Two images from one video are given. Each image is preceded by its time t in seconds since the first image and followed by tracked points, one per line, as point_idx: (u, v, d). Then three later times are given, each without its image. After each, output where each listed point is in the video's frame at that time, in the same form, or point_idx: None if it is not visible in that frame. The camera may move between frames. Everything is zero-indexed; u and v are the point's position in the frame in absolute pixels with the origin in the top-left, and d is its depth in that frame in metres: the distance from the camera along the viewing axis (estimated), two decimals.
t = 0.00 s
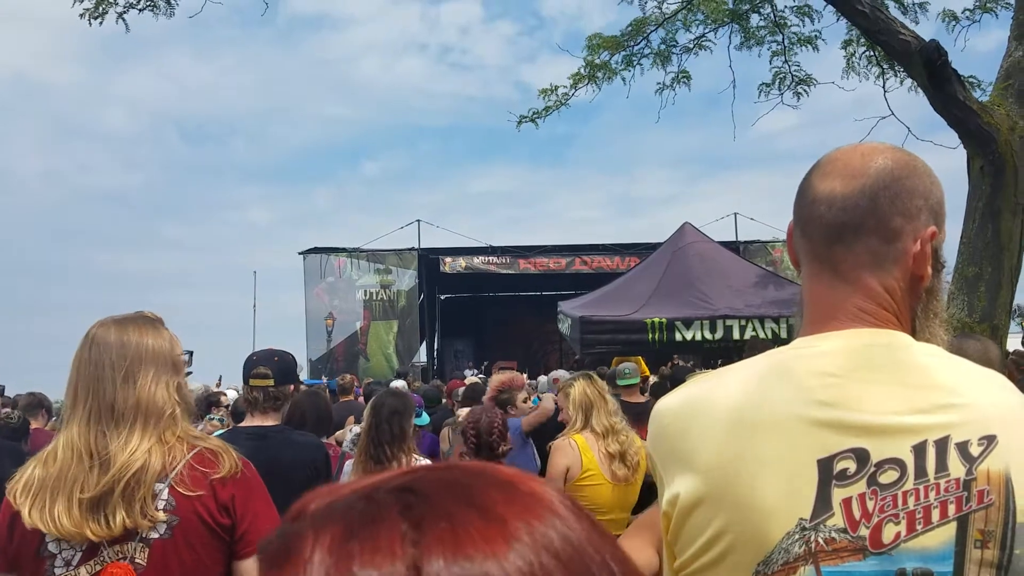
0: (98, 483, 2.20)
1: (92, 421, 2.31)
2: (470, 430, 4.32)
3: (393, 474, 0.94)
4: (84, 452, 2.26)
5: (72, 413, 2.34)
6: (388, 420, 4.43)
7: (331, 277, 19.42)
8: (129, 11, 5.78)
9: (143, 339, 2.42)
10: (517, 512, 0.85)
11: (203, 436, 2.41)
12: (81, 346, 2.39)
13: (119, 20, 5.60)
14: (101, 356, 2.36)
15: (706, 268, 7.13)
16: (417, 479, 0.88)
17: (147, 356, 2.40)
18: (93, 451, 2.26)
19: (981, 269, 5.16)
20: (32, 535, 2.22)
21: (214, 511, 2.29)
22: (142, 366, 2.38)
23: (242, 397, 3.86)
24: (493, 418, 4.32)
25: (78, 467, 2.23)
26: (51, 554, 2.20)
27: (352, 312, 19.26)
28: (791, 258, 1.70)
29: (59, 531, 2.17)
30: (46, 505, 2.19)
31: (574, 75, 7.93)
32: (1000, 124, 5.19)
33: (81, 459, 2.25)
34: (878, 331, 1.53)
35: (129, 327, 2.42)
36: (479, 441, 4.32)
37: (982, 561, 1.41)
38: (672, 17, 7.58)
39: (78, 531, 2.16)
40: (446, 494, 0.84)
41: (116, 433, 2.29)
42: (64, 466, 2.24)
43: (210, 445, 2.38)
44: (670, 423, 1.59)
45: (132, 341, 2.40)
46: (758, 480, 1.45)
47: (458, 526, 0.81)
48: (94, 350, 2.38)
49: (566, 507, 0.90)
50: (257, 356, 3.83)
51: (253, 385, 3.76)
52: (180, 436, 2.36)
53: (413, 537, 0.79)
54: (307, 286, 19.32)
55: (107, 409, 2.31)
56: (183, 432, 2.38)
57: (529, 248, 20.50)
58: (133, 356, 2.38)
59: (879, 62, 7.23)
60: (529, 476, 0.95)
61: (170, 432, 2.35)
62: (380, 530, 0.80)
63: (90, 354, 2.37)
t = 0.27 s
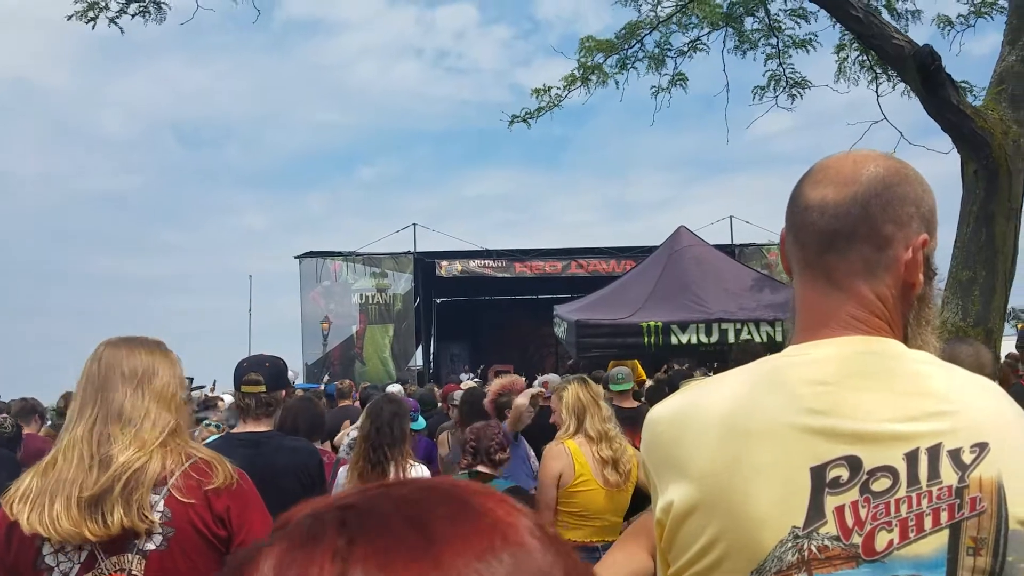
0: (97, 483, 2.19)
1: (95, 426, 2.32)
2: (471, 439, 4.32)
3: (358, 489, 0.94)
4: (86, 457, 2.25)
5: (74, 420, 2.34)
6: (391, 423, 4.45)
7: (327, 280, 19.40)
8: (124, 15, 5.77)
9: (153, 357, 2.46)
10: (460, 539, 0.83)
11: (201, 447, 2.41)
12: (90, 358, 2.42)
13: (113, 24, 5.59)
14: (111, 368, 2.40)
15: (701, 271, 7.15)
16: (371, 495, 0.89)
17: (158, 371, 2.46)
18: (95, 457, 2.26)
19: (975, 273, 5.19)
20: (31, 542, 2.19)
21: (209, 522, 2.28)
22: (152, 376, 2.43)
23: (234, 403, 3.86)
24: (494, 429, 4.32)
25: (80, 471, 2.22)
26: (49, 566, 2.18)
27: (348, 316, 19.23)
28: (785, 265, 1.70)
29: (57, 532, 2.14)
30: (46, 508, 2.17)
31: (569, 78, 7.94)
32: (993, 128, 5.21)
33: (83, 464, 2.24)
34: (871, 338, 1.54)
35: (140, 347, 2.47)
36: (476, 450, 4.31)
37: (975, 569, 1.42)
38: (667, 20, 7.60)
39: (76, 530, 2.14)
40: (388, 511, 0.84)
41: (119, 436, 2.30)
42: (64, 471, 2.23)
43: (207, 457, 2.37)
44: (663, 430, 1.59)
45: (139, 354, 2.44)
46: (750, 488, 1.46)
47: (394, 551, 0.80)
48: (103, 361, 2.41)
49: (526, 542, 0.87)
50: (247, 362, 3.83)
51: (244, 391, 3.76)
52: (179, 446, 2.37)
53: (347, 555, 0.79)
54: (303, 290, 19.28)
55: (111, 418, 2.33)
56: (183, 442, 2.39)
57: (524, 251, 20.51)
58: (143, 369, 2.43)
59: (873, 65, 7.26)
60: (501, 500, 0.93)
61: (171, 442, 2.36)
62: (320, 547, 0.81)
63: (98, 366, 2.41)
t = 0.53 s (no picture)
0: (91, 497, 2.19)
1: (88, 435, 2.30)
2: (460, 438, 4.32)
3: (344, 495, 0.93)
4: (77, 465, 2.25)
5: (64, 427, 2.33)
6: (385, 422, 4.46)
7: (320, 282, 19.36)
8: (116, 17, 5.77)
9: (141, 348, 2.41)
10: (439, 549, 0.83)
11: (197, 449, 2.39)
12: (79, 355, 2.38)
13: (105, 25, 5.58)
14: (101, 370, 2.35)
15: (693, 274, 7.17)
16: (353, 501, 0.88)
17: (149, 370, 2.40)
18: (85, 465, 2.25)
19: (965, 276, 5.22)
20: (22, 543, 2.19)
21: (204, 521, 2.26)
22: (145, 378, 2.39)
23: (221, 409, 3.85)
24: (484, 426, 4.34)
25: (70, 480, 2.22)
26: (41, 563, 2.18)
27: (341, 318, 19.19)
28: (772, 271, 1.71)
29: (49, 548, 2.16)
30: (35, 520, 2.18)
31: (561, 81, 7.96)
32: (982, 132, 5.24)
33: (73, 473, 2.24)
34: (858, 343, 1.55)
35: (126, 337, 2.41)
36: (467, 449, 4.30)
37: (963, 572, 1.42)
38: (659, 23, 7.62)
39: (66, 546, 2.15)
40: (371, 515, 0.84)
41: (114, 446, 2.29)
42: (54, 479, 2.23)
43: (203, 457, 2.36)
44: (651, 435, 1.59)
45: (130, 349, 2.39)
46: (737, 492, 1.46)
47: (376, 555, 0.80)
48: (91, 359, 2.37)
49: (508, 548, 0.88)
50: (232, 368, 3.80)
51: (231, 396, 3.73)
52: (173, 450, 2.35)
53: (329, 561, 0.79)
54: (295, 292, 19.24)
55: (101, 424, 2.31)
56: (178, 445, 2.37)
57: (518, 254, 20.52)
58: (135, 367, 2.38)
59: (863, 69, 7.30)
60: (481, 506, 0.94)
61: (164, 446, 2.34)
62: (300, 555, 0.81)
63: (88, 364, 2.36)
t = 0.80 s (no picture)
0: (90, 508, 2.19)
1: (94, 442, 2.30)
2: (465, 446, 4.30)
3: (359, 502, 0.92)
4: (80, 474, 2.25)
5: (69, 434, 2.32)
6: (379, 422, 4.46)
7: (320, 282, 19.38)
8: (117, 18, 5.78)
9: (148, 354, 2.42)
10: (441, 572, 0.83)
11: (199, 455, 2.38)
12: (87, 359, 2.39)
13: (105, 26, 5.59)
14: (110, 376, 2.36)
15: (694, 273, 7.16)
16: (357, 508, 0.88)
17: (155, 375, 2.41)
18: (90, 473, 2.25)
19: (965, 274, 5.22)
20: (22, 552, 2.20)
21: (198, 527, 2.26)
22: (150, 386, 2.39)
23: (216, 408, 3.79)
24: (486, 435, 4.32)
25: (74, 489, 2.23)
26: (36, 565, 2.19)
27: (341, 318, 19.20)
28: (770, 271, 1.70)
29: (50, 559, 2.16)
30: (39, 531, 2.19)
31: (561, 80, 7.95)
32: (982, 130, 5.23)
33: (76, 482, 2.24)
34: (856, 343, 1.55)
35: (133, 341, 2.42)
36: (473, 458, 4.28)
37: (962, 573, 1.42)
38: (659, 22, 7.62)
39: (66, 558, 2.15)
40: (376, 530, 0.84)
41: (116, 456, 2.28)
42: (58, 486, 2.24)
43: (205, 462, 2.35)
44: (649, 436, 1.59)
45: (137, 354, 2.40)
46: (735, 492, 1.46)
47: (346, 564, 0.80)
48: (100, 365, 2.37)
49: (483, 571, 0.84)
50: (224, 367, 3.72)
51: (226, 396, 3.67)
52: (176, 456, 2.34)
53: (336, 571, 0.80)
54: (296, 291, 19.25)
55: (107, 432, 2.31)
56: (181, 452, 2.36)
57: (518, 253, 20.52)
58: (140, 374, 2.39)
59: (863, 67, 7.29)
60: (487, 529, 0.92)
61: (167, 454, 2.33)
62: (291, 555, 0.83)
63: (92, 368, 2.37)
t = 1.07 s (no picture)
0: (96, 500, 2.21)
1: (108, 433, 2.31)
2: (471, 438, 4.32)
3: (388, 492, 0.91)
4: (94, 466, 2.27)
5: (83, 424, 2.34)
6: (378, 421, 4.45)
7: (326, 279, 19.44)
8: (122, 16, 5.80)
9: (165, 347, 2.43)
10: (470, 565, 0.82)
11: (203, 451, 2.38)
12: (105, 351, 2.39)
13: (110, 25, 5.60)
14: (127, 369, 2.37)
15: (699, 268, 7.15)
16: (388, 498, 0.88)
17: (169, 370, 2.42)
18: (103, 466, 2.27)
19: (971, 267, 5.19)
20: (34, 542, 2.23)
21: (187, 527, 2.25)
22: (164, 380, 2.40)
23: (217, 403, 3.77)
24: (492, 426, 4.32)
25: (87, 481, 2.25)
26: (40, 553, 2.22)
27: (347, 314, 19.25)
28: (771, 263, 1.70)
29: (58, 549, 2.19)
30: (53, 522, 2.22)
31: (565, 75, 7.94)
32: (988, 122, 5.20)
33: (89, 475, 2.26)
34: (857, 335, 1.54)
35: (150, 335, 2.43)
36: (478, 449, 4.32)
37: (963, 565, 1.42)
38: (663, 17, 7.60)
39: (72, 549, 2.17)
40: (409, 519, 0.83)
41: (126, 449, 2.30)
42: (71, 479, 2.25)
43: (204, 460, 2.34)
44: (649, 429, 1.59)
45: (154, 349, 2.41)
46: (735, 485, 1.46)
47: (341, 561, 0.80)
48: (117, 358, 2.38)
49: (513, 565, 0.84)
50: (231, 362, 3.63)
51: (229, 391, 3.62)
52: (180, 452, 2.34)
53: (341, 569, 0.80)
54: (302, 288, 19.31)
55: (121, 424, 2.32)
56: (187, 447, 2.36)
57: (523, 249, 20.53)
58: (156, 368, 2.40)
59: (868, 61, 7.26)
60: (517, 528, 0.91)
61: (171, 449, 2.33)
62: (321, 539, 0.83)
63: (110, 359, 2.38)
